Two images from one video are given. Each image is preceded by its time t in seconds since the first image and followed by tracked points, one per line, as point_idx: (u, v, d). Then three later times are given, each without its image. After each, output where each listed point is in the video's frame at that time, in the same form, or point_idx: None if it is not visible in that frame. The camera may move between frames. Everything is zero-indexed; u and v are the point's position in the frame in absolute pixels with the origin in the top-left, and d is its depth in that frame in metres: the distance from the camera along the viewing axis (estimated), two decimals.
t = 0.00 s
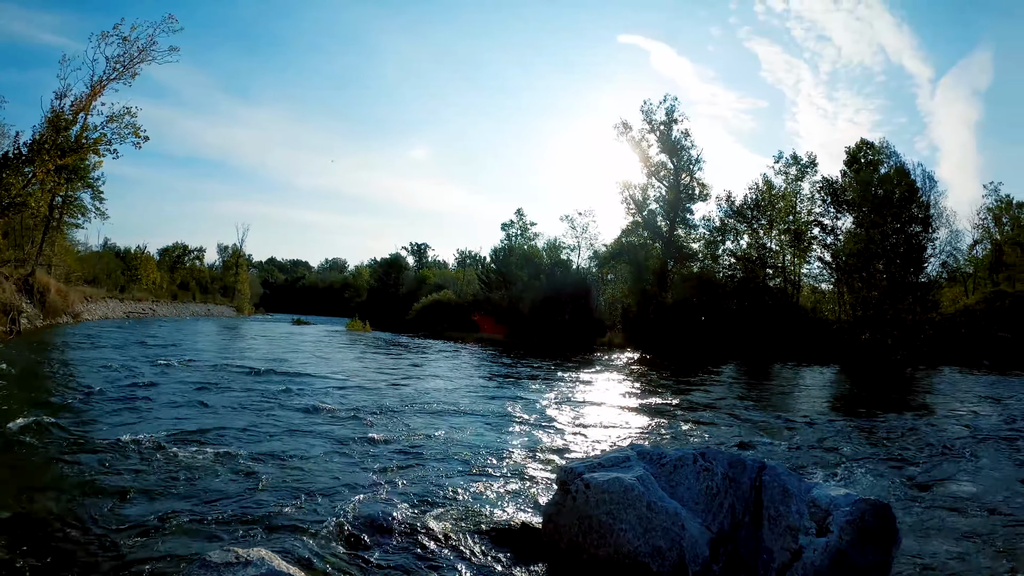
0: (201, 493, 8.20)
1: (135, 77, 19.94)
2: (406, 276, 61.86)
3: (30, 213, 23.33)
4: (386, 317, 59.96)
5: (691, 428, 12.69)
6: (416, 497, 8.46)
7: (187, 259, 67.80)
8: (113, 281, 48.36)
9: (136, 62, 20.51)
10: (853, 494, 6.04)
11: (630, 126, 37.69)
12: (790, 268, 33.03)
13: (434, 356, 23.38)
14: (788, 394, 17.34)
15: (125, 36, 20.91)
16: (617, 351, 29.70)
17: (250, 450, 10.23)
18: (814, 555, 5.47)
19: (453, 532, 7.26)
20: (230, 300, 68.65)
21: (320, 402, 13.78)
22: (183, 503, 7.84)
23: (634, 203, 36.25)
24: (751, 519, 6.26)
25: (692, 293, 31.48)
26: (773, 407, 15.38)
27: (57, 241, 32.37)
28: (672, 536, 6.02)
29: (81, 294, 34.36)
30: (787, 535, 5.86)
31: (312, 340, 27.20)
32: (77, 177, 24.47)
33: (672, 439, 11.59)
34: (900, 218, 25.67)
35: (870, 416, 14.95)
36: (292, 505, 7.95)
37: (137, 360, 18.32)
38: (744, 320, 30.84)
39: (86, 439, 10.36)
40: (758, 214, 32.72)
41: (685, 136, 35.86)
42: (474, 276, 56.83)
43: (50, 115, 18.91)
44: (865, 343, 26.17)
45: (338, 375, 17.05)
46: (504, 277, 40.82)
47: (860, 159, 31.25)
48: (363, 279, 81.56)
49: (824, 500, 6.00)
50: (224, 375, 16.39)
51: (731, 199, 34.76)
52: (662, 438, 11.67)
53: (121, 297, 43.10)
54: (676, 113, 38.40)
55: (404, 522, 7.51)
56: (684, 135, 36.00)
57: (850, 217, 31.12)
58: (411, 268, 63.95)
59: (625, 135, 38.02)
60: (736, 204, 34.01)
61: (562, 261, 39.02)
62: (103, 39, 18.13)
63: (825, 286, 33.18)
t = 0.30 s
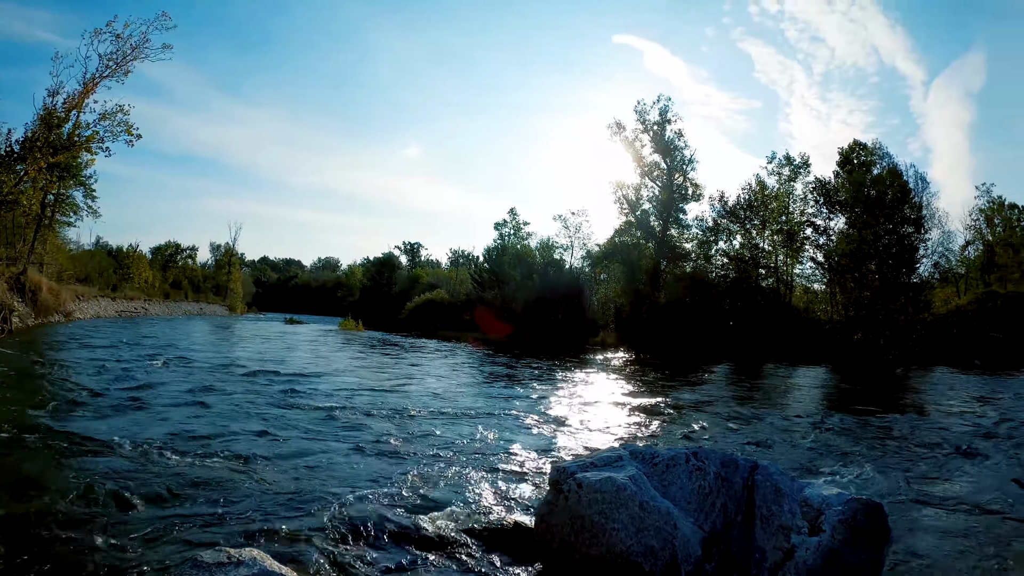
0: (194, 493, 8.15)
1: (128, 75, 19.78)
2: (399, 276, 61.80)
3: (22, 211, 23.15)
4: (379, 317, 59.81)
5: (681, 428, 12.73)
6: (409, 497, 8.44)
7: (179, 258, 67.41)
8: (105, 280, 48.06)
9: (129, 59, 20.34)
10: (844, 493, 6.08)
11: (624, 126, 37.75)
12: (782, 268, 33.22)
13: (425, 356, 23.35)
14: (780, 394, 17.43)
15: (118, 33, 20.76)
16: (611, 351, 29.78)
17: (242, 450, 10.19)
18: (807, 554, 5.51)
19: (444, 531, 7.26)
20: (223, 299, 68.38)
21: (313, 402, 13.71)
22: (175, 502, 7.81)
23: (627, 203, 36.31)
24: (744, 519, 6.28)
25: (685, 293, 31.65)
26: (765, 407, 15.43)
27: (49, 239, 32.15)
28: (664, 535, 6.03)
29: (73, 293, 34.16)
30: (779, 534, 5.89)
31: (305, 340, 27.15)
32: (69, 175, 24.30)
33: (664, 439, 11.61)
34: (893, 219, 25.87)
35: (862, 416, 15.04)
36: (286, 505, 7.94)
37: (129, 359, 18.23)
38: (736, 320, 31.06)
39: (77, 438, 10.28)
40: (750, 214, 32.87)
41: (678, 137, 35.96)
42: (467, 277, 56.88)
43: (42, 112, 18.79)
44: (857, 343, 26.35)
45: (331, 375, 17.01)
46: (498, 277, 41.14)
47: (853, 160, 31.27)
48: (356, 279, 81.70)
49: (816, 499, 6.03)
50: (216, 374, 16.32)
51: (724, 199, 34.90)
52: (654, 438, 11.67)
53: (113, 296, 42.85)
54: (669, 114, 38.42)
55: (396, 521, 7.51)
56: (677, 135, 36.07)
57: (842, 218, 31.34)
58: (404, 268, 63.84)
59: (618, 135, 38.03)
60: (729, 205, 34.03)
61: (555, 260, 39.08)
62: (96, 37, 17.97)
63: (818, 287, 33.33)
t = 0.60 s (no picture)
0: (187, 493, 8.13)
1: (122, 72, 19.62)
2: (392, 275, 61.73)
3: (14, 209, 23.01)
4: (373, 316, 59.76)
5: (673, 426, 12.78)
6: (403, 496, 8.45)
7: (172, 256, 67.05)
8: (97, 279, 47.83)
9: (124, 56, 20.23)
10: (837, 492, 6.11)
11: (617, 126, 37.81)
12: (775, 267, 33.11)
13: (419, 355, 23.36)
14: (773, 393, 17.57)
15: (111, 30, 20.66)
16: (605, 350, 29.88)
17: (235, 449, 10.16)
18: (800, 552, 5.53)
19: (438, 530, 7.27)
20: (216, 298, 68.16)
21: (307, 401, 13.70)
22: (168, 502, 7.79)
23: (620, 203, 36.44)
24: (737, 518, 6.31)
25: (679, 292, 31.76)
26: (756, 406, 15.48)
27: (41, 238, 32.00)
28: (657, 534, 6.05)
29: (65, 291, 34.03)
30: (772, 533, 5.92)
31: (298, 339, 27.13)
32: (62, 174, 24.16)
33: (656, 437, 11.66)
34: (886, 219, 26.00)
35: (853, 414, 15.14)
36: (280, 504, 7.93)
37: (122, 358, 18.18)
38: (729, 319, 31.20)
39: (70, 437, 10.23)
40: (743, 214, 33.15)
41: (672, 136, 36.06)
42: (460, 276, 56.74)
43: (35, 109, 18.68)
44: (850, 342, 26.21)
45: (325, 374, 17.00)
46: (491, 276, 41.42)
47: (846, 159, 31.22)
48: (349, 277, 81.62)
49: (809, 498, 6.06)
50: (210, 374, 16.28)
51: (717, 199, 35.00)
52: (646, 436, 11.72)
53: (105, 295, 42.67)
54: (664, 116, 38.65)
55: (389, 520, 7.51)
56: (671, 134, 36.13)
57: (835, 218, 31.52)
58: (396, 266, 63.70)
59: (612, 134, 38.03)
60: (722, 205, 34.16)
61: (548, 260, 39.08)
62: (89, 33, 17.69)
63: (811, 286, 33.11)
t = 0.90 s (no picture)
0: (179, 493, 8.09)
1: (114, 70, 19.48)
2: (385, 273, 61.71)
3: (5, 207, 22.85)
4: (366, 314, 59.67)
5: (665, 424, 12.81)
6: (397, 495, 8.44)
7: (164, 255, 66.70)
8: (89, 277, 47.54)
9: (116, 54, 20.10)
10: (831, 490, 6.11)
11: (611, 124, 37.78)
12: (768, 266, 33.55)
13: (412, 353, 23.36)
14: (765, 390, 17.73)
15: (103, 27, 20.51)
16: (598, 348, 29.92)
17: (228, 449, 10.13)
18: (794, 550, 5.51)
19: (432, 530, 7.26)
20: (208, 296, 67.89)
21: (300, 400, 13.67)
22: (161, 502, 7.76)
23: (614, 201, 36.42)
24: (731, 516, 6.33)
25: (673, 292, 31.95)
26: (749, 404, 15.54)
27: (33, 236, 31.79)
28: (651, 533, 6.08)
29: (57, 290, 33.84)
30: (766, 531, 5.94)
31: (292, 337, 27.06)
32: (53, 172, 23.99)
33: (648, 436, 11.70)
34: (879, 218, 26.16)
35: (844, 412, 15.24)
36: (273, 503, 7.92)
37: (114, 357, 18.09)
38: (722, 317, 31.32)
39: (61, 437, 10.17)
40: (737, 212, 33.12)
41: (666, 135, 36.10)
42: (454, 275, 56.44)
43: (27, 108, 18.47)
44: (842, 341, 26.50)
45: (319, 372, 16.99)
46: (484, 274, 41.52)
47: (839, 159, 31.41)
48: (343, 275, 81.44)
49: (802, 496, 6.08)
50: (203, 373, 16.22)
51: (710, 197, 35.10)
52: (638, 434, 11.75)
53: (97, 293, 42.44)
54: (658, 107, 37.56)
55: (383, 520, 7.51)
56: (664, 133, 36.16)
57: (828, 217, 31.61)
58: (390, 265, 63.85)
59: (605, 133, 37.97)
60: (715, 202, 34.45)
61: (541, 257, 39.31)
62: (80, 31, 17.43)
63: (803, 284, 33.46)
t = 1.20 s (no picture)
0: (172, 492, 8.06)
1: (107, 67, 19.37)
2: (379, 271, 61.71)
3: None
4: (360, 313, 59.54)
5: (659, 423, 12.82)
6: (390, 494, 8.43)
7: (157, 254, 66.38)
8: (82, 276, 47.26)
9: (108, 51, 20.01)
10: (824, 487, 6.09)
11: (604, 123, 37.80)
12: (761, 265, 34.03)
13: (407, 352, 23.32)
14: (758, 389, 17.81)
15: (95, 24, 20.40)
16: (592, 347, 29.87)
17: (220, 448, 10.10)
18: (787, 548, 5.51)
19: (425, 528, 7.26)
20: (201, 295, 67.61)
21: (295, 399, 13.62)
22: (153, 501, 7.72)
23: (607, 199, 36.26)
24: (723, 514, 6.36)
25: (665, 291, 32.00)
26: (742, 403, 15.55)
27: (24, 235, 31.59)
28: (644, 531, 6.11)
29: (49, 289, 33.66)
30: (759, 529, 5.96)
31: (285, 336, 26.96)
32: (44, 169, 23.83)
33: (641, 435, 11.71)
34: (871, 216, 26.33)
35: (836, 410, 15.31)
36: (265, 502, 7.90)
37: (106, 357, 17.99)
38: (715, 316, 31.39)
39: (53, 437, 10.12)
40: (729, 211, 33.36)
41: (659, 134, 36.16)
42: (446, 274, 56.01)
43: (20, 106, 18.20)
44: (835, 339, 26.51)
45: (313, 371, 16.91)
46: (477, 272, 41.63)
47: (831, 157, 31.52)
48: (336, 274, 81.23)
49: (796, 494, 6.08)
50: (195, 372, 16.14)
51: (703, 196, 35.36)
52: (631, 433, 11.76)
53: (89, 292, 42.20)
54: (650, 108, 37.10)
55: (375, 518, 7.50)
56: (658, 132, 36.22)
57: (821, 216, 31.69)
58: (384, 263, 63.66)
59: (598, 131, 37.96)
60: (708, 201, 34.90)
61: (534, 256, 39.75)
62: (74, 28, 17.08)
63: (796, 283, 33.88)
